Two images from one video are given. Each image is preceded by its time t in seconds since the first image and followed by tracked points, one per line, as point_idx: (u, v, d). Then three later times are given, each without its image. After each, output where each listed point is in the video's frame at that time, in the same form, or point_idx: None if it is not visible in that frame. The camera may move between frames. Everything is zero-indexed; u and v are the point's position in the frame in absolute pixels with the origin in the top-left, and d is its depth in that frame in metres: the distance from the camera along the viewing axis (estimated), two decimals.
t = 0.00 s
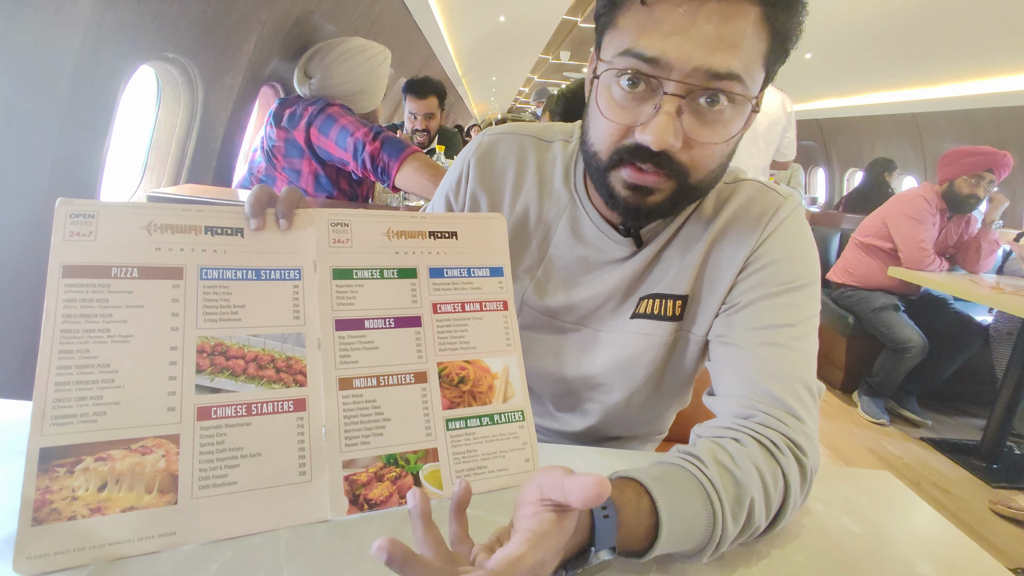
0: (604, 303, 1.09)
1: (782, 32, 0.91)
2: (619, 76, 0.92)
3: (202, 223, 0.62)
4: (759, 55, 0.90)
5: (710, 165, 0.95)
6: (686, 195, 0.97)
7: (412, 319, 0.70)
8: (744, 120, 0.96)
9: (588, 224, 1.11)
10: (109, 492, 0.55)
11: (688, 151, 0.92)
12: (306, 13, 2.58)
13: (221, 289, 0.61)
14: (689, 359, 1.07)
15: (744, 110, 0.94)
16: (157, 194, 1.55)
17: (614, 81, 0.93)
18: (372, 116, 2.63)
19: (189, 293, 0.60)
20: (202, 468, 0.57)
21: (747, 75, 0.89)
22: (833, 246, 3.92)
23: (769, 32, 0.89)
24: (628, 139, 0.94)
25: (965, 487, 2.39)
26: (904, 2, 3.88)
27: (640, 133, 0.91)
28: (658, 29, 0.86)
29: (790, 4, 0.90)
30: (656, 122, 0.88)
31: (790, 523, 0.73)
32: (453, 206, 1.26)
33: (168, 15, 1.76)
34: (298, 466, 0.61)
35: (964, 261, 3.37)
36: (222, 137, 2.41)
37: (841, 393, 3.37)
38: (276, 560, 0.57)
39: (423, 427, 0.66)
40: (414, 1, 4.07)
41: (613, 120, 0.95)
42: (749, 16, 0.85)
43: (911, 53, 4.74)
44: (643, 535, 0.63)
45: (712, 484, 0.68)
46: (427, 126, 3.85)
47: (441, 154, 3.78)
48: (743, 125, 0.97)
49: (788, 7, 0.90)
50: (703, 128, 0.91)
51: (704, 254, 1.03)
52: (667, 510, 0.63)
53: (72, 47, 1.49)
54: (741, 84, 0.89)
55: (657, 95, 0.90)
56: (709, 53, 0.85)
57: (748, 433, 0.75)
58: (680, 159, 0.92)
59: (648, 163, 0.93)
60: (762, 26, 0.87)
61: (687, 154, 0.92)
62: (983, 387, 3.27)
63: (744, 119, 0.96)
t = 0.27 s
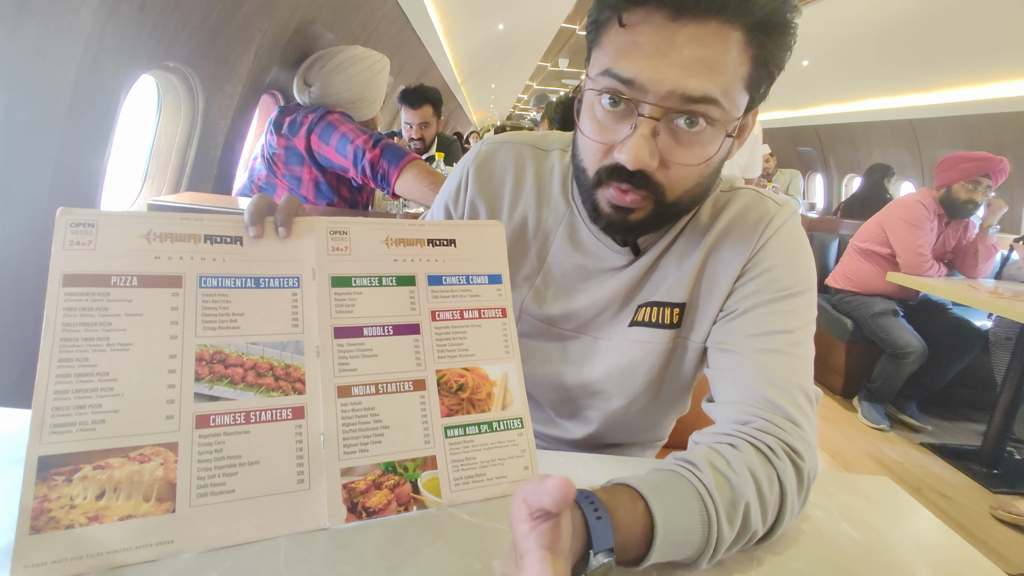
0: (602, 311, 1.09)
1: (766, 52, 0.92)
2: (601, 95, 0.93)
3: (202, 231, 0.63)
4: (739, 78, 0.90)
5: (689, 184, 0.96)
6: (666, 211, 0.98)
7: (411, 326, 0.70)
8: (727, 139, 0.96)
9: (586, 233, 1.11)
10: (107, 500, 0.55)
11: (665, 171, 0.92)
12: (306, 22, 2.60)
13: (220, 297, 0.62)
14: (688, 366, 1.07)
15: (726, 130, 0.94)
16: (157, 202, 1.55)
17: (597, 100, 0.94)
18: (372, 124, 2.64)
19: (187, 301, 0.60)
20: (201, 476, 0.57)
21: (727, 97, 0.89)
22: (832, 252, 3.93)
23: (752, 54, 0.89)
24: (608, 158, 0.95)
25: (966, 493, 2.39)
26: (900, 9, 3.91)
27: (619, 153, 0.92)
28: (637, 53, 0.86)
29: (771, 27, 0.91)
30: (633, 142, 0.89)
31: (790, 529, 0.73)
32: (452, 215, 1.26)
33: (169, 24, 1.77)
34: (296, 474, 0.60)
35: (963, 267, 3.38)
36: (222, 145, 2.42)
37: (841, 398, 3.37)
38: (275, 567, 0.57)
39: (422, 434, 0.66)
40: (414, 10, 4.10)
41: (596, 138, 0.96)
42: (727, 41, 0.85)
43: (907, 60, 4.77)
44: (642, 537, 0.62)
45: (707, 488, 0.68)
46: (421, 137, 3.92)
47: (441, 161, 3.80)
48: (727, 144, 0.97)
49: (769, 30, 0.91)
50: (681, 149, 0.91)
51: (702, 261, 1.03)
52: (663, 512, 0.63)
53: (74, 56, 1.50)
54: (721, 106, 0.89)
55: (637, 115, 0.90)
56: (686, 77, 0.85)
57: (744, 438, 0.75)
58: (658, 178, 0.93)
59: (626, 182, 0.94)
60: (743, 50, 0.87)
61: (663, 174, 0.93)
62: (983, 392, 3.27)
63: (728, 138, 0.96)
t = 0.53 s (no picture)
0: (599, 321, 1.10)
1: (759, 56, 0.95)
2: (598, 96, 0.95)
3: (201, 243, 0.63)
4: (734, 78, 0.92)
5: (688, 185, 0.96)
6: (666, 214, 0.98)
7: (409, 337, 0.70)
8: (724, 142, 0.98)
9: (583, 242, 1.12)
10: (105, 514, 0.54)
11: (664, 169, 0.93)
12: (305, 35, 2.63)
13: (219, 309, 0.62)
14: (687, 375, 1.07)
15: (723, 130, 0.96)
16: (156, 214, 1.56)
17: (594, 102, 0.96)
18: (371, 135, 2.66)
19: (186, 312, 0.61)
20: (198, 489, 0.57)
21: (723, 96, 0.91)
22: (830, 260, 3.95)
23: (744, 54, 0.92)
24: (606, 158, 0.96)
25: (968, 502, 2.38)
26: (893, 20, 3.96)
27: (617, 150, 0.94)
28: (633, 50, 0.89)
29: (764, 30, 0.93)
30: (631, 138, 0.90)
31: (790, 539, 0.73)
32: (450, 226, 1.27)
33: (170, 38, 1.79)
34: (294, 486, 0.60)
35: (960, 274, 3.39)
36: (222, 157, 2.43)
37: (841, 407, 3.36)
38: None
39: (420, 446, 0.66)
40: (413, 22, 4.14)
41: (594, 138, 0.97)
42: (721, 40, 0.88)
43: (901, 70, 4.82)
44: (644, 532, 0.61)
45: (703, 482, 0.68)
46: (423, 142, 3.91)
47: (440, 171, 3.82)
48: (724, 146, 0.98)
49: (762, 34, 0.93)
50: (679, 145, 0.92)
51: (699, 271, 1.04)
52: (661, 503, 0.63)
53: (75, 69, 1.51)
54: (717, 104, 0.91)
55: (634, 113, 0.92)
56: (682, 73, 0.87)
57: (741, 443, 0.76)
58: (657, 176, 0.94)
59: (625, 180, 0.94)
60: (736, 50, 0.90)
61: (662, 172, 0.93)
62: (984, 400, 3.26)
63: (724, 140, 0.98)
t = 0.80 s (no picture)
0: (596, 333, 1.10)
1: (754, 72, 0.97)
2: (596, 103, 0.96)
3: (200, 260, 0.63)
4: (729, 90, 0.93)
5: (682, 194, 0.97)
6: (661, 221, 0.98)
7: (407, 352, 0.71)
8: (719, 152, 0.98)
9: (580, 255, 1.13)
10: (102, 532, 0.54)
11: (658, 176, 0.94)
12: (304, 52, 2.66)
13: (217, 325, 0.62)
14: (685, 388, 1.07)
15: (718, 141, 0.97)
16: (155, 229, 1.56)
17: (591, 107, 0.97)
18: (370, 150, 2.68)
19: (185, 329, 0.61)
20: (195, 506, 0.56)
21: (718, 106, 0.92)
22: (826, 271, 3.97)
23: (740, 67, 0.94)
24: (601, 162, 0.96)
25: (968, 514, 2.37)
26: (883, 37, 4.03)
27: (612, 156, 0.94)
28: (631, 57, 0.91)
29: (759, 46, 0.95)
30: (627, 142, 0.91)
31: (791, 552, 0.73)
32: (447, 240, 1.28)
33: (171, 56, 1.82)
34: (291, 503, 0.60)
35: (955, 285, 3.41)
36: (220, 172, 2.44)
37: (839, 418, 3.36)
38: None
39: (418, 461, 0.66)
40: (410, 39, 4.19)
41: (591, 143, 0.98)
42: (716, 52, 0.89)
43: (891, 85, 4.90)
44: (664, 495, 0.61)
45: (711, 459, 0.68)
46: (423, 154, 3.93)
47: (438, 185, 3.85)
48: (718, 157, 0.99)
49: (757, 49, 0.95)
50: (674, 151, 0.93)
51: (695, 284, 1.04)
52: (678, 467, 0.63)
53: (77, 87, 1.53)
54: (712, 114, 0.92)
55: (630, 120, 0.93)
56: (678, 82, 0.89)
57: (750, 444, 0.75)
58: (651, 181, 0.94)
59: (620, 186, 0.95)
60: (732, 63, 0.92)
61: (656, 178, 0.94)
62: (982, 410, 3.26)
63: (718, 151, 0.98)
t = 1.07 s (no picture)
0: (595, 344, 1.10)
1: (735, 120, 0.90)
2: (572, 146, 0.93)
3: (198, 273, 0.64)
4: (704, 143, 0.88)
5: (654, 232, 0.98)
6: (636, 254, 1.01)
7: (404, 365, 0.71)
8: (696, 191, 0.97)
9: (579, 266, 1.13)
10: (95, 548, 0.53)
11: (627, 223, 0.94)
12: (303, 65, 2.69)
13: (215, 338, 0.62)
14: (684, 399, 1.07)
15: (694, 183, 0.94)
16: (152, 242, 1.57)
17: (569, 148, 0.94)
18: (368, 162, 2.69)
19: (182, 343, 0.61)
20: (190, 521, 0.56)
21: (689, 161, 0.88)
22: (823, 281, 3.99)
23: (718, 119, 0.87)
24: (576, 202, 0.98)
25: (969, 525, 2.36)
26: (874, 49, 4.09)
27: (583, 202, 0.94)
28: (602, 108, 0.86)
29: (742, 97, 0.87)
30: (593, 197, 0.90)
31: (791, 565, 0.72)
32: (447, 250, 1.29)
33: (169, 70, 1.83)
34: (287, 517, 0.59)
35: (951, 294, 3.43)
36: (218, 185, 2.45)
37: (838, 428, 3.35)
38: None
39: (416, 474, 0.66)
40: (408, 52, 4.23)
41: (569, 180, 0.98)
42: (688, 112, 0.83)
43: (883, 97, 4.96)
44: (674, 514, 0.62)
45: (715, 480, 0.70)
46: (420, 165, 3.95)
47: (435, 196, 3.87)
48: (695, 193, 0.97)
49: (739, 99, 0.87)
50: (644, 205, 0.92)
51: (694, 295, 1.05)
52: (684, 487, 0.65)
53: (76, 101, 1.54)
54: (682, 170, 0.88)
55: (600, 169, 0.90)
56: (648, 142, 0.84)
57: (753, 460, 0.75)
58: (619, 227, 0.95)
59: (592, 227, 0.97)
60: (708, 117, 0.85)
61: (627, 224, 0.95)
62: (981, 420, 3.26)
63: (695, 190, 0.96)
